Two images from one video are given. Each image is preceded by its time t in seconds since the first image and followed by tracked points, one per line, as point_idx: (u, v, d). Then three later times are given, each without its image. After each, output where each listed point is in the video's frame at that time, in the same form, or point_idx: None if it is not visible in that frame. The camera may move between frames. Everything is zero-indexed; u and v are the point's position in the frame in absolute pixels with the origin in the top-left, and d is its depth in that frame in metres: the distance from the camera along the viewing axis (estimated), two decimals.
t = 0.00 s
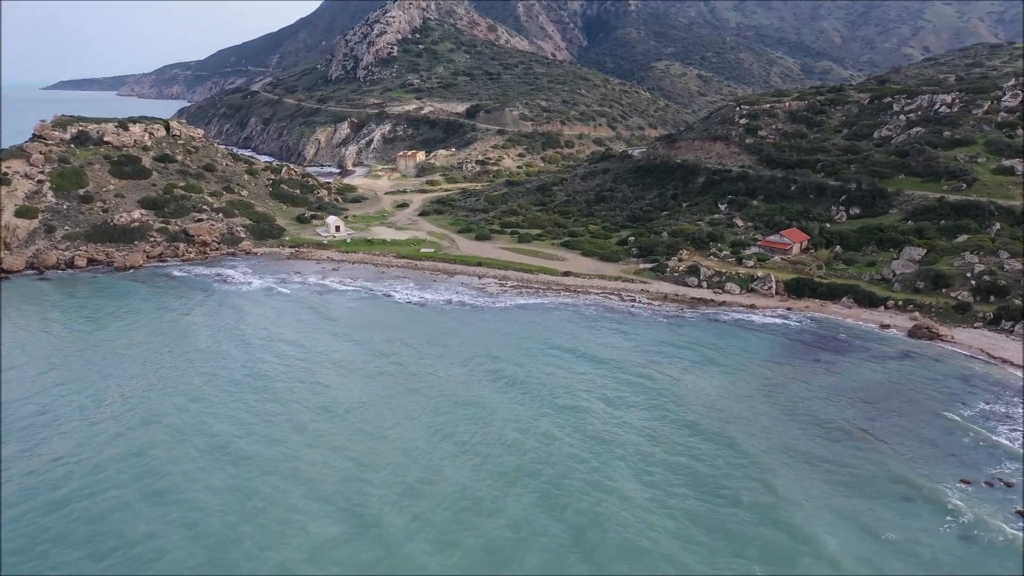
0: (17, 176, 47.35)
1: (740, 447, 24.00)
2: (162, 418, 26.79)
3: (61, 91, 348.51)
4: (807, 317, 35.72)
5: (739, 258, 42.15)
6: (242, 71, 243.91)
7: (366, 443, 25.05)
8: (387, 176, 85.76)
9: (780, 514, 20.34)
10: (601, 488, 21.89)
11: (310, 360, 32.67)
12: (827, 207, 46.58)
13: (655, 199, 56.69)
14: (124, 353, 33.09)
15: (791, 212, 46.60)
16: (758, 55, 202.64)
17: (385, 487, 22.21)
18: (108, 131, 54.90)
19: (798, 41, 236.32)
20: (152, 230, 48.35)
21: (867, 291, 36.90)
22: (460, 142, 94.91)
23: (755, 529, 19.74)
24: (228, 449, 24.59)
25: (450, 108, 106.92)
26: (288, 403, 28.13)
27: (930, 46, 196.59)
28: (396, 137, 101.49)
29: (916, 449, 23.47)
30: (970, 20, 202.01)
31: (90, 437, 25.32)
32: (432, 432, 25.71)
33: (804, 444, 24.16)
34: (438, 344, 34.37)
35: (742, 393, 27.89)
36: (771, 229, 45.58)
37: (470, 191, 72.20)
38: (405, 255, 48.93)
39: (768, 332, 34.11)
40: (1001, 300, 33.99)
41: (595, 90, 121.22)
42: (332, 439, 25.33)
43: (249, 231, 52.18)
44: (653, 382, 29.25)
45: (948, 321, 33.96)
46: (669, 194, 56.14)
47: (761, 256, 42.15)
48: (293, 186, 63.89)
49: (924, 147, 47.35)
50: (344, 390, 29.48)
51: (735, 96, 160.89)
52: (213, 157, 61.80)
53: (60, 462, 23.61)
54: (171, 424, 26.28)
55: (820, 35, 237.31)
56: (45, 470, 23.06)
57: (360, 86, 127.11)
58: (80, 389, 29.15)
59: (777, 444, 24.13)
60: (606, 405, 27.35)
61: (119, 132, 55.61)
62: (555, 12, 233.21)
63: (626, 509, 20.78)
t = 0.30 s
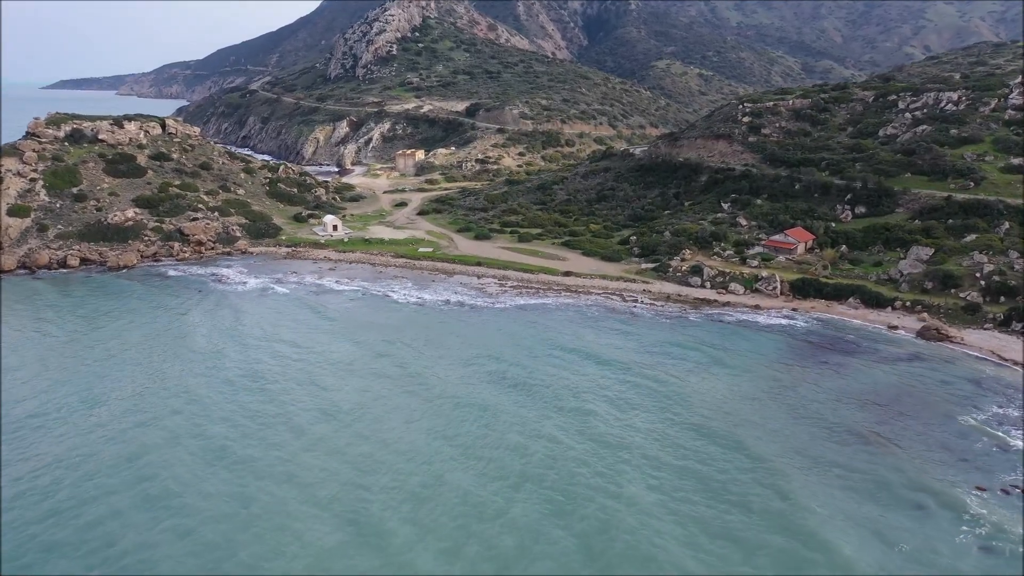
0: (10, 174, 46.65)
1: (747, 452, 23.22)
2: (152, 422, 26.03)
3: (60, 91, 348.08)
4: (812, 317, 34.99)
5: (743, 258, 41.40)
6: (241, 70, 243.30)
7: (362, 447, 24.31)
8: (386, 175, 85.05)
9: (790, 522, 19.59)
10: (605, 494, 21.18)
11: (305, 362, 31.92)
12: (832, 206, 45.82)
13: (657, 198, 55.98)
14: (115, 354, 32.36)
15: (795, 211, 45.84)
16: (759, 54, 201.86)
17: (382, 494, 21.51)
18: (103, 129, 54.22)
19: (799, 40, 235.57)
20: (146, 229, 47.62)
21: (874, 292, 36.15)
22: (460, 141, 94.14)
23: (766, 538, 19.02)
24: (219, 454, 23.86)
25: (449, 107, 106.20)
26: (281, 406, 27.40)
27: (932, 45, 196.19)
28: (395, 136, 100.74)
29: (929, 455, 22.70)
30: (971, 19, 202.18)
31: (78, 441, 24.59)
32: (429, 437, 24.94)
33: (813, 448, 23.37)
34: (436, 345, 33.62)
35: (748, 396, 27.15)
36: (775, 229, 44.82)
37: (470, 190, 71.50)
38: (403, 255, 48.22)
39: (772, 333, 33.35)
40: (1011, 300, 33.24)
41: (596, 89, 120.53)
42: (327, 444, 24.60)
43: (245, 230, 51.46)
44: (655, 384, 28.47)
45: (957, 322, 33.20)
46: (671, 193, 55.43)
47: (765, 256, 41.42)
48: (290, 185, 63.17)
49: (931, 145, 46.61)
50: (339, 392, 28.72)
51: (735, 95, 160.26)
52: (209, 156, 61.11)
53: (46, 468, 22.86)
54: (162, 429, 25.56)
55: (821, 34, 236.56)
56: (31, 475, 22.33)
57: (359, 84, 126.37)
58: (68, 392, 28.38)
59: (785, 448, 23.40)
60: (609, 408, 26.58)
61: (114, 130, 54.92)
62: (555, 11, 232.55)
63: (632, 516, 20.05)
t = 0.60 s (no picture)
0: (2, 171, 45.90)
1: (755, 456, 22.47)
2: (142, 426, 25.25)
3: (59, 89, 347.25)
4: (819, 318, 34.22)
5: (747, 257, 40.63)
6: (241, 69, 242.96)
7: (357, 452, 23.54)
8: (385, 173, 84.31)
9: (802, 530, 18.85)
10: (610, 500, 20.44)
11: (300, 363, 31.14)
12: (837, 204, 45.05)
13: (659, 196, 55.23)
14: (106, 354, 31.64)
15: (800, 209, 45.06)
16: (760, 53, 201.04)
17: (379, 500, 20.78)
18: (97, 126, 53.51)
19: (800, 39, 234.74)
20: (141, 227, 46.88)
21: (882, 291, 35.40)
22: (460, 139, 93.34)
23: (779, 547, 18.28)
24: (210, 459, 23.09)
25: (449, 105, 105.45)
26: (275, 409, 26.64)
27: (933, 44, 195.64)
28: (395, 134, 100.00)
29: (944, 460, 21.95)
30: (973, 18, 201.57)
31: (65, 445, 23.79)
32: (426, 440, 24.18)
33: (824, 453, 22.60)
34: (434, 346, 32.84)
35: (755, 399, 26.40)
36: (780, 227, 44.04)
37: (470, 188, 70.74)
38: (402, 254, 47.46)
39: (779, 333, 32.59)
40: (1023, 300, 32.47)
41: (597, 87, 119.81)
42: (321, 449, 23.77)
43: (242, 228, 50.74)
44: (659, 386, 27.69)
45: (968, 322, 32.44)
46: (673, 191, 54.69)
47: (770, 255, 40.65)
48: (288, 183, 62.43)
49: (938, 143, 45.88)
50: (335, 394, 27.97)
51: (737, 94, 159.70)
52: (206, 153, 60.38)
53: (32, 473, 22.07)
54: (152, 432, 24.80)
55: (822, 33, 235.89)
56: (15, 481, 21.56)
57: (358, 82, 125.63)
58: (56, 394, 27.59)
59: (795, 452, 22.65)
60: (611, 411, 25.80)
61: (108, 127, 54.19)
62: (555, 9, 231.73)
63: (637, 524, 19.27)
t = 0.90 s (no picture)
0: None
1: (764, 462, 21.70)
2: (131, 429, 24.48)
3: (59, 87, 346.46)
4: (826, 318, 33.44)
5: (752, 256, 39.85)
6: (240, 67, 242.15)
7: (352, 456, 22.78)
8: (384, 171, 83.57)
9: (814, 539, 18.09)
10: (614, 507, 19.71)
11: (295, 364, 30.38)
12: (844, 202, 44.26)
13: (661, 194, 54.47)
14: (96, 354, 30.86)
15: (806, 207, 44.24)
16: (761, 51, 200.16)
17: (375, 506, 20.05)
18: (92, 122, 52.81)
19: (801, 37, 233.88)
20: (135, 225, 46.12)
21: (890, 291, 34.63)
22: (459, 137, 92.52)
23: (790, 556, 17.55)
24: (200, 464, 22.34)
25: (449, 102, 104.67)
26: (268, 411, 25.87)
27: (935, 43, 194.92)
28: (394, 131, 99.23)
29: (959, 465, 21.19)
30: (974, 18, 200.92)
31: (51, 449, 23.02)
32: (423, 445, 23.39)
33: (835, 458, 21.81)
34: (432, 347, 32.06)
35: (762, 401, 25.62)
36: (785, 225, 43.22)
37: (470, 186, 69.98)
38: (400, 252, 46.71)
39: (785, 334, 31.80)
40: None
41: (598, 85, 119.05)
42: (315, 453, 23.03)
43: (238, 227, 50.00)
44: (664, 388, 26.89)
45: (979, 322, 31.64)
46: (676, 189, 53.94)
47: (775, 254, 39.85)
48: (285, 180, 61.69)
49: (945, 140, 45.09)
50: (330, 396, 27.20)
51: (738, 92, 158.98)
52: (202, 151, 59.66)
53: (15, 477, 21.30)
54: (141, 435, 24.05)
55: (824, 31, 235.02)
56: None
57: (358, 80, 124.81)
58: (44, 395, 26.84)
59: (806, 457, 21.89)
60: (614, 414, 25.02)
61: (103, 124, 53.53)
62: (556, 8, 230.88)
63: (644, 532, 18.53)
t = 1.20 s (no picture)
0: None
1: (774, 468, 20.93)
2: (120, 432, 23.75)
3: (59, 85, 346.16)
4: (835, 319, 32.64)
5: (757, 255, 39.08)
6: (240, 65, 241.34)
7: (347, 461, 22.00)
8: (384, 169, 82.85)
9: (831, 549, 17.28)
10: (620, 513, 18.98)
11: (291, 365, 29.64)
12: (851, 200, 43.44)
13: (665, 192, 53.71)
14: (88, 355, 30.14)
15: (812, 205, 43.40)
16: (764, 50, 199.22)
17: (371, 513, 19.30)
18: (87, 119, 52.17)
19: (803, 35, 232.92)
20: (130, 223, 45.41)
21: (899, 291, 33.82)
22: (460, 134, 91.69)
23: (805, 565, 16.78)
24: (191, 469, 21.59)
25: (450, 100, 103.96)
26: (262, 414, 25.15)
27: (938, 42, 194.01)
28: (394, 129, 98.52)
29: (978, 471, 20.34)
30: (977, 16, 199.96)
31: (38, 453, 22.30)
32: (420, 449, 22.61)
33: (848, 465, 20.97)
34: (431, 347, 31.27)
35: (771, 404, 24.84)
36: (791, 224, 42.40)
37: (470, 184, 69.23)
38: (400, 251, 45.97)
39: (793, 335, 30.99)
40: None
41: (599, 83, 118.34)
42: (310, 457, 22.28)
43: (235, 225, 49.29)
44: (669, 391, 26.08)
45: (992, 323, 30.78)
46: (680, 187, 53.19)
47: (782, 252, 39.03)
48: (283, 178, 60.98)
49: (954, 137, 44.26)
50: (326, 399, 26.36)
51: (740, 91, 157.93)
52: (199, 149, 59.02)
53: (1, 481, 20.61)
54: (132, 438, 23.36)
55: (826, 29, 234.18)
56: None
57: (358, 78, 124.07)
58: (32, 397, 26.12)
59: (818, 462, 21.11)
60: (618, 417, 24.21)
61: (99, 121, 52.93)
62: (557, 7, 230.05)
63: (650, 542, 17.76)
